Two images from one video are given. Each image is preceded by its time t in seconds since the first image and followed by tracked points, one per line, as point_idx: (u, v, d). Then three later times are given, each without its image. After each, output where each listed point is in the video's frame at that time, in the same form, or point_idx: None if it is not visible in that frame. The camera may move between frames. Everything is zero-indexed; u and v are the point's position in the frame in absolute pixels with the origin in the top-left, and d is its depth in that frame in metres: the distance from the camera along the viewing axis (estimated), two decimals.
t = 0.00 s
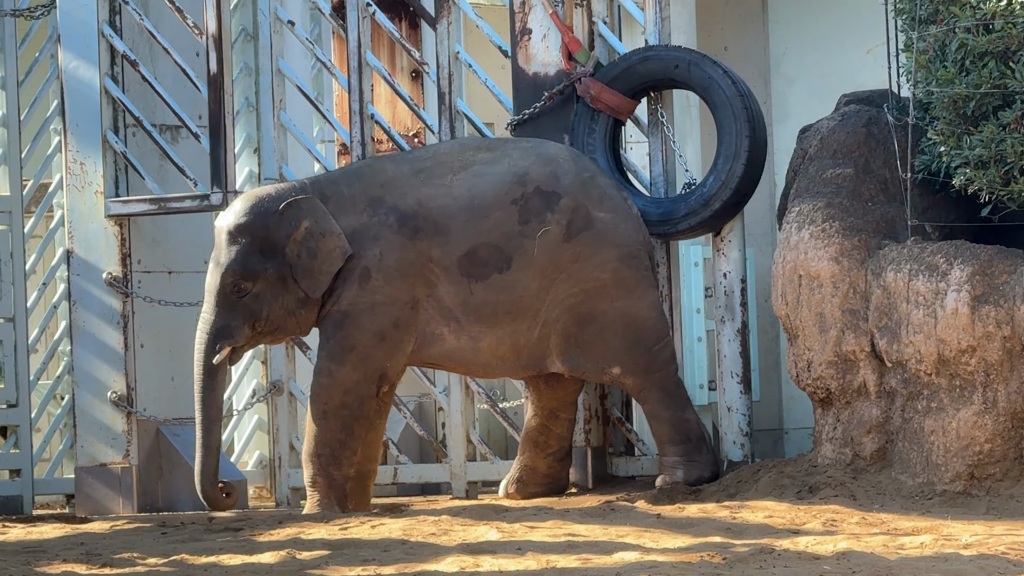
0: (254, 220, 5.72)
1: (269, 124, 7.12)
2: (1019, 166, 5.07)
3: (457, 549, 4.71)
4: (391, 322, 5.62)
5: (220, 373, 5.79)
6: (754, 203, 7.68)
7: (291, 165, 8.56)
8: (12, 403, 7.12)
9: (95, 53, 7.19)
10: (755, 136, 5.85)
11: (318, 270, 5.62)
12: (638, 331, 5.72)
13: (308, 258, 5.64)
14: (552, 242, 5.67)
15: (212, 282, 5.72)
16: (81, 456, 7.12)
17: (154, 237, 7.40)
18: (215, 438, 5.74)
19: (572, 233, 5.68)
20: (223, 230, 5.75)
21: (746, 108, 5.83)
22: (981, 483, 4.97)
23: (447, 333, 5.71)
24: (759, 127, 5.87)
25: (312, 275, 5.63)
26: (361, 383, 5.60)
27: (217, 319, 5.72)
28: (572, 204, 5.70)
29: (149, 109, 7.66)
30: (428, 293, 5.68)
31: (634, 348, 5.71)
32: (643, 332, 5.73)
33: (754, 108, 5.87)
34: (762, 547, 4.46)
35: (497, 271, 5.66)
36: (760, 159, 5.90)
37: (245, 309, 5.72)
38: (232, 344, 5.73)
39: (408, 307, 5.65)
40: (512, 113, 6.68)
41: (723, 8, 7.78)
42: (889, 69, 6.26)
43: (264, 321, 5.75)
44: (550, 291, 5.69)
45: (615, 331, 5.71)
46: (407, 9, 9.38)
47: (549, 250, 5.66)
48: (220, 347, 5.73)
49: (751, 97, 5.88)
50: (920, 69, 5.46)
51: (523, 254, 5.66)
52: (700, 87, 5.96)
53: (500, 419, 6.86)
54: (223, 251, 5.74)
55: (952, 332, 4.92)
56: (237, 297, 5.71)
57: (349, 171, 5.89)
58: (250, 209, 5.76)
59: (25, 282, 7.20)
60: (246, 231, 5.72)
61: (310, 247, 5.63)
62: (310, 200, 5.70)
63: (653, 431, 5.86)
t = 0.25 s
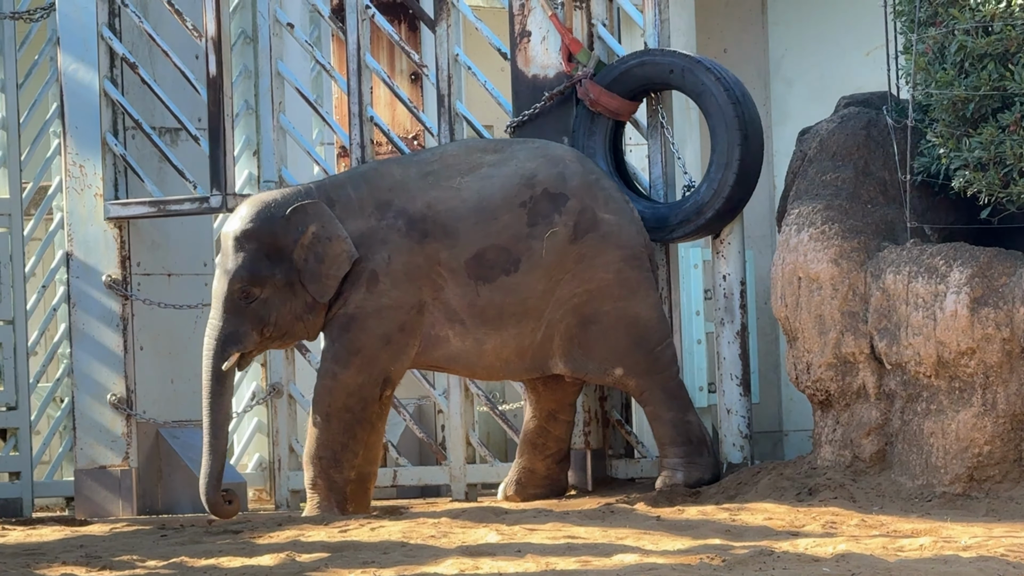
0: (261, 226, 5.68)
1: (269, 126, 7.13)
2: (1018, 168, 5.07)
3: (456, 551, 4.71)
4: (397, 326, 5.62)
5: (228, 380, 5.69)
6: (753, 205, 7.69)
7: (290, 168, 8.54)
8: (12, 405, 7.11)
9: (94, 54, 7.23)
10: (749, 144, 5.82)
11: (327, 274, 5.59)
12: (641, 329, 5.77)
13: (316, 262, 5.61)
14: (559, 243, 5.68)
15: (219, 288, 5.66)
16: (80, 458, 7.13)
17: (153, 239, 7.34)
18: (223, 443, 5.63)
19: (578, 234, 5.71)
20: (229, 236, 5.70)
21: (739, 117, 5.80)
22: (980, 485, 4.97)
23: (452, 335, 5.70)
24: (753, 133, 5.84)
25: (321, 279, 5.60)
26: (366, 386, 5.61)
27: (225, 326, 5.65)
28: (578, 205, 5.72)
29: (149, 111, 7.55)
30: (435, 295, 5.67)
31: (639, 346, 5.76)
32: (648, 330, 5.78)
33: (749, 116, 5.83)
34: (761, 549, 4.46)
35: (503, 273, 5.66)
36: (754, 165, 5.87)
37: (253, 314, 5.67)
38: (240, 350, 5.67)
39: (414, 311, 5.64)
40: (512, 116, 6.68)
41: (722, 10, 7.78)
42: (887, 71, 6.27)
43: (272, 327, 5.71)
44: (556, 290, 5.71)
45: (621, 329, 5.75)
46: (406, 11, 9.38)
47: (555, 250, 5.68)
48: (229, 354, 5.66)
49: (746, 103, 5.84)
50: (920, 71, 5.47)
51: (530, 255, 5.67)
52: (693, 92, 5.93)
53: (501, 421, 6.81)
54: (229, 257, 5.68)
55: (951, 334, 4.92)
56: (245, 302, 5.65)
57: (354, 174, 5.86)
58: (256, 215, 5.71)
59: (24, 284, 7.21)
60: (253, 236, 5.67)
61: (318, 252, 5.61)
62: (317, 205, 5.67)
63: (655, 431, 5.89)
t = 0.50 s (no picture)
0: (269, 226, 5.57)
1: (269, 128, 7.13)
2: (1018, 168, 5.07)
3: (456, 552, 4.71)
4: (400, 328, 5.62)
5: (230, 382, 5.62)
6: (753, 206, 7.69)
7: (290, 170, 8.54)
8: (11, 407, 7.10)
9: (94, 56, 7.23)
10: (730, 154, 5.74)
11: (337, 276, 5.54)
12: (637, 331, 5.78)
13: (326, 264, 5.55)
14: (560, 245, 5.69)
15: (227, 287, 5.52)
16: (80, 459, 7.12)
17: (153, 241, 7.35)
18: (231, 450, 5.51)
19: (577, 237, 5.72)
20: (236, 236, 5.58)
21: (716, 129, 5.71)
22: (980, 486, 4.97)
23: (452, 338, 5.72)
24: (735, 142, 5.76)
25: (331, 281, 5.54)
26: (369, 387, 5.61)
27: (232, 327, 5.52)
28: (578, 209, 5.73)
29: (148, 113, 7.60)
30: (437, 299, 5.68)
31: (634, 350, 5.77)
32: (643, 333, 5.79)
33: (729, 125, 5.75)
34: (760, 550, 4.46)
35: (506, 276, 5.68)
36: (737, 176, 5.80)
37: (261, 316, 5.56)
38: (247, 352, 5.55)
39: (418, 313, 5.65)
40: (512, 118, 6.68)
41: (722, 11, 7.79)
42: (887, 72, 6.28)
43: (279, 329, 5.60)
44: (557, 294, 5.73)
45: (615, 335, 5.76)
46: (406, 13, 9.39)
47: (555, 253, 5.69)
48: (235, 356, 5.53)
49: (725, 112, 5.74)
50: (919, 73, 5.46)
51: (531, 257, 5.69)
52: (672, 105, 5.83)
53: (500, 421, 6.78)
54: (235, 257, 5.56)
55: (951, 335, 4.92)
56: (253, 304, 5.54)
57: (358, 176, 5.83)
58: (263, 215, 5.60)
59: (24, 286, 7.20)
60: (262, 237, 5.56)
61: (328, 254, 5.55)
62: (328, 207, 5.62)
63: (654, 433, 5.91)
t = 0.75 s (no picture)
0: (276, 224, 5.53)
1: (269, 128, 7.12)
2: (1017, 168, 5.07)
3: (455, 552, 4.71)
4: (400, 328, 5.63)
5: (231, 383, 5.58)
6: (752, 205, 7.68)
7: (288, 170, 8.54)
8: (11, 407, 7.10)
9: (94, 57, 7.22)
10: (708, 163, 5.71)
11: (346, 275, 5.52)
12: (627, 333, 5.81)
13: (334, 263, 5.53)
14: (549, 255, 5.72)
15: (237, 285, 5.45)
16: (79, 460, 7.10)
17: (152, 242, 7.36)
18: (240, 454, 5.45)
19: (563, 248, 5.76)
20: (242, 233, 5.51)
21: (692, 138, 5.68)
22: (979, 485, 4.97)
23: (445, 341, 5.74)
24: (714, 151, 5.72)
25: (339, 280, 5.53)
26: (370, 387, 5.61)
27: (241, 325, 5.45)
28: (565, 220, 5.77)
29: (148, 113, 7.64)
30: (433, 302, 5.70)
31: (624, 353, 5.81)
32: (638, 334, 5.82)
33: (707, 134, 5.71)
34: (760, 549, 4.46)
35: (496, 285, 5.70)
36: (718, 184, 5.77)
37: (268, 315, 5.50)
38: (254, 351, 5.48)
39: (415, 313, 5.67)
40: (511, 119, 6.67)
41: (722, 12, 7.78)
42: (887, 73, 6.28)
43: (286, 328, 5.55)
44: (547, 301, 5.77)
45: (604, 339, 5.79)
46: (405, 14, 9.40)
47: (545, 262, 5.72)
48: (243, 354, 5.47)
49: (703, 121, 5.70)
50: (918, 72, 5.46)
51: (521, 268, 5.71)
52: (653, 114, 5.81)
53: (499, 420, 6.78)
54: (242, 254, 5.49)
55: (950, 334, 4.92)
56: (262, 302, 5.48)
57: (355, 175, 5.81)
58: (269, 213, 5.55)
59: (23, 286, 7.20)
60: (271, 235, 5.51)
61: (336, 253, 5.53)
62: (334, 206, 5.59)
63: (649, 433, 5.92)
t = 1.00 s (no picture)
0: (278, 223, 5.51)
1: (268, 128, 7.12)
2: (1017, 167, 5.07)
3: (454, 552, 4.71)
4: (392, 326, 5.64)
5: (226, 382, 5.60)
6: (752, 205, 7.66)
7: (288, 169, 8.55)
8: (11, 407, 7.10)
9: (93, 56, 7.20)
10: (658, 186, 5.69)
11: (344, 275, 5.53)
12: (606, 336, 5.76)
13: (333, 264, 5.53)
14: (528, 262, 5.71)
15: (241, 284, 5.41)
16: (79, 460, 7.10)
17: (153, 241, 7.44)
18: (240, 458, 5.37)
19: (546, 253, 5.73)
20: (243, 232, 5.47)
21: (639, 163, 5.67)
22: (979, 485, 4.98)
23: (427, 342, 5.75)
24: (664, 174, 5.70)
25: (338, 281, 5.54)
26: (367, 386, 5.61)
27: (244, 324, 5.42)
28: (547, 226, 5.74)
29: (148, 113, 7.68)
30: (421, 301, 5.70)
31: (602, 356, 5.75)
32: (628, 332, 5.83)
33: (657, 157, 5.69)
34: (760, 549, 4.46)
35: (479, 288, 5.71)
36: (670, 208, 5.74)
37: (269, 315, 5.48)
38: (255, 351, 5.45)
39: (407, 311, 5.67)
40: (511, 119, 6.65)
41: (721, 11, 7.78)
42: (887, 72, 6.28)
43: (284, 328, 5.53)
44: (526, 305, 5.74)
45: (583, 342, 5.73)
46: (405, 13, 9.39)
47: (525, 267, 5.71)
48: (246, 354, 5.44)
49: (652, 144, 5.69)
50: (918, 71, 5.47)
51: (501, 272, 5.71)
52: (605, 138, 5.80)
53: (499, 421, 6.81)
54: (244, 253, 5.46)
55: (950, 333, 4.92)
56: (264, 302, 5.46)
57: (342, 175, 5.80)
58: (271, 212, 5.53)
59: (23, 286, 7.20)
60: (274, 235, 5.50)
61: (335, 253, 5.53)
62: (333, 206, 5.59)
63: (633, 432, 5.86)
